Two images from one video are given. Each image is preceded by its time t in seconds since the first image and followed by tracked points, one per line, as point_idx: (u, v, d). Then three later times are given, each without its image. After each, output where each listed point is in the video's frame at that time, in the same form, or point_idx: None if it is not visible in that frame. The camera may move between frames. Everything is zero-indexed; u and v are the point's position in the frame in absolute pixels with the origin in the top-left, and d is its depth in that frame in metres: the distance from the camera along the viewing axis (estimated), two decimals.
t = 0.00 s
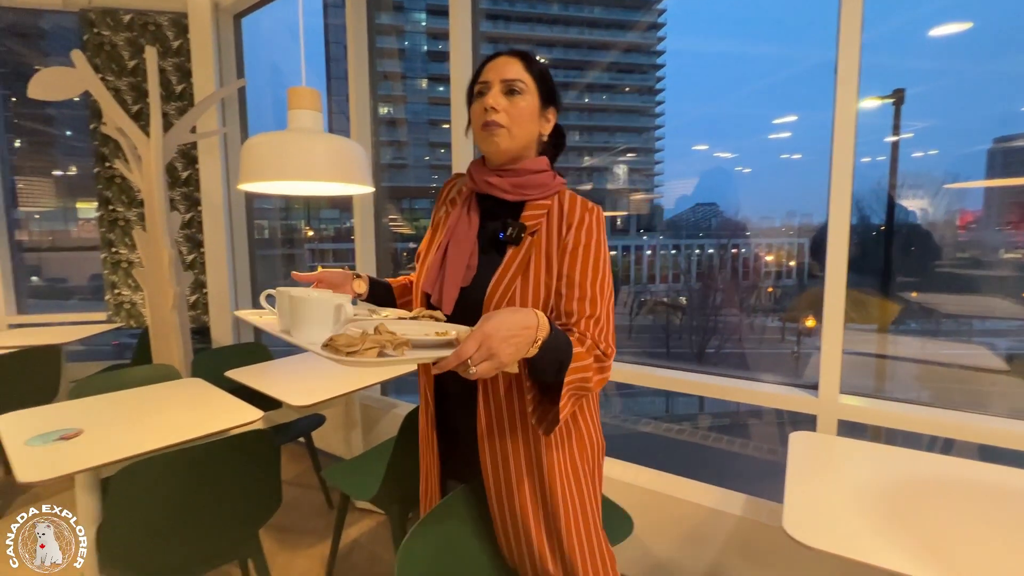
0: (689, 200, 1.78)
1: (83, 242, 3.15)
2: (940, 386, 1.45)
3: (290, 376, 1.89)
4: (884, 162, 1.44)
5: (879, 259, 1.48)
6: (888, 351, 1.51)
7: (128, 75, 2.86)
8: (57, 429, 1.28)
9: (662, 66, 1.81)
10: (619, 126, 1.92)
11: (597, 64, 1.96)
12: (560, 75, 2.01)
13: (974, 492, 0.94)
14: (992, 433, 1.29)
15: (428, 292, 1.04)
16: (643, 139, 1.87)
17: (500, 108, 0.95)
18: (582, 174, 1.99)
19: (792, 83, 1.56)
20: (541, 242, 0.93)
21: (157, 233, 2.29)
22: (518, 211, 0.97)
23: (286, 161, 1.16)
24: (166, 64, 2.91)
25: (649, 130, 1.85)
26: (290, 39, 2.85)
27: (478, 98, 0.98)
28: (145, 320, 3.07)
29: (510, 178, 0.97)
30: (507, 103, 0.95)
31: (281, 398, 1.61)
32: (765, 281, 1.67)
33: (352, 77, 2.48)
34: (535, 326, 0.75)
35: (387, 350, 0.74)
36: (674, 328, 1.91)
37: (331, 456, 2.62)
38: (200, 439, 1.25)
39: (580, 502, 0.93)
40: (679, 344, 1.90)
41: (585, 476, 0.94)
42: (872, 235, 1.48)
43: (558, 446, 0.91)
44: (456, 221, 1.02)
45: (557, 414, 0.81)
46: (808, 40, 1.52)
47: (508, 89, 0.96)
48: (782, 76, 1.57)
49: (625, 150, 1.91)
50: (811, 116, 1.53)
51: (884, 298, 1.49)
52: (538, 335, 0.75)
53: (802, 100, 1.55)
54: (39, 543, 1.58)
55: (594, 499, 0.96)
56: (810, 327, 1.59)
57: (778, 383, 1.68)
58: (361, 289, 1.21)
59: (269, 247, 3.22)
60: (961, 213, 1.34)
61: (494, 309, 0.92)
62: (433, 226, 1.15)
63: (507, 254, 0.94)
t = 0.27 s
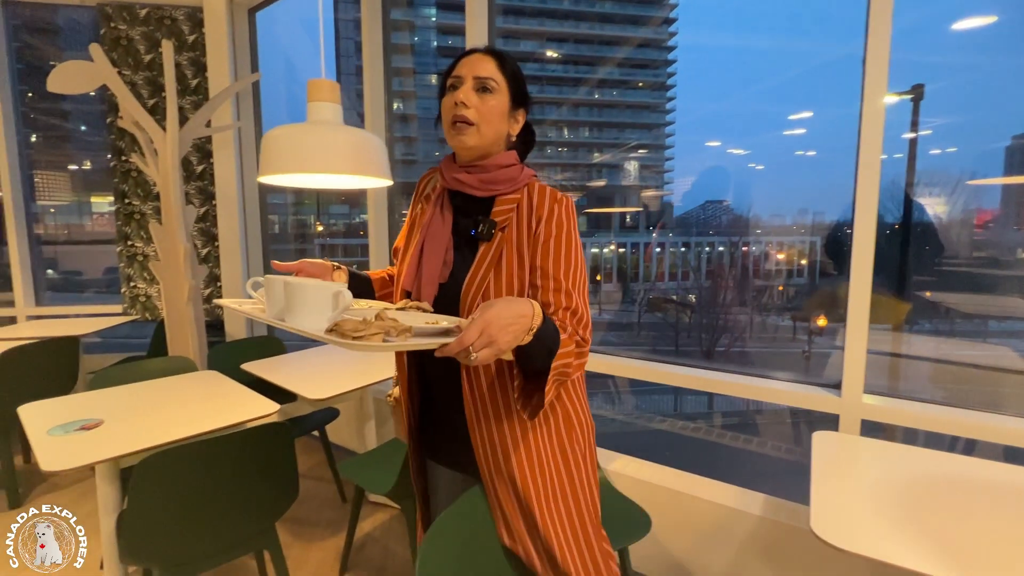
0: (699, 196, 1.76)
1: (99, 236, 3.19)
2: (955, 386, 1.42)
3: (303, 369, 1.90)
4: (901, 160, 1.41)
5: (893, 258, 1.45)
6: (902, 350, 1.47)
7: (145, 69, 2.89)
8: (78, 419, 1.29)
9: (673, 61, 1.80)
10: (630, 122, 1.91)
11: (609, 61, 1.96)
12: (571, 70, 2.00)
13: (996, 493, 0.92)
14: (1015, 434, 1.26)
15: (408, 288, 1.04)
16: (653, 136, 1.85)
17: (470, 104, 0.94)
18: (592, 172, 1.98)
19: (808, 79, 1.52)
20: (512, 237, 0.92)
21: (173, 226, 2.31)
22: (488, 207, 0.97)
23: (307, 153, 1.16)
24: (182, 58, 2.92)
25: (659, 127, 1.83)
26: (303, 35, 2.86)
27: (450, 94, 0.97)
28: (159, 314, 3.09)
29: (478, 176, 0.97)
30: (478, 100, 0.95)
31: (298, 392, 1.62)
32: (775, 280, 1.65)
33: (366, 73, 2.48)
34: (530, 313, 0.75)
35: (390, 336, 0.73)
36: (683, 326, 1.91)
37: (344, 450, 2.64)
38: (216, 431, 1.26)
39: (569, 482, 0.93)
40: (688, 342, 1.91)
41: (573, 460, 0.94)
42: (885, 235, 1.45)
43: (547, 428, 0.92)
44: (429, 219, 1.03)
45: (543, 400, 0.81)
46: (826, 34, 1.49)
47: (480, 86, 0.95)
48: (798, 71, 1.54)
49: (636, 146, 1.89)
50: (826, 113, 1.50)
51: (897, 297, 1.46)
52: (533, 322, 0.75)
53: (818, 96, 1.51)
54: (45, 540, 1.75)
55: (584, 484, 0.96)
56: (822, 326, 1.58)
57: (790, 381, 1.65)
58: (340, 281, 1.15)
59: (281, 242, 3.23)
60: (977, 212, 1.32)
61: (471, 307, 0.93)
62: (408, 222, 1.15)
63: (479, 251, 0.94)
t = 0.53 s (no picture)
0: (701, 197, 1.74)
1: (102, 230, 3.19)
2: (959, 389, 1.40)
3: (308, 366, 1.89)
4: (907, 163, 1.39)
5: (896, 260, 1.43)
6: (907, 352, 1.45)
7: (151, 63, 2.88)
8: (86, 415, 1.28)
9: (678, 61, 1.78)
10: (633, 121, 1.89)
11: (616, 60, 1.92)
12: (577, 69, 1.99)
13: (1011, 502, 0.90)
14: None
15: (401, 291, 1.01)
16: (657, 135, 1.83)
17: (458, 107, 0.92)
18: (595, 171, 1.96)
19: (816, 79, 1.50)
20: (503, 237, 0.90)
21: (180, 221, 2.30)
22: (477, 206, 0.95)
23: (324, 148, 1.14)
24: (189, 52, 2.91)
25: (665, 126, 1.81)
26: (310, 31, 2.84)
27: (436, 95, 0.95)
28: (165, 309, 3.10)
29: (468, 177, 0.95)
30: (465, 103, 0.93)
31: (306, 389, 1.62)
32: (777, 281, 1.62)
33: (377, 68, 2.46)
34: (539, 307, 0.75)
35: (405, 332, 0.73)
36: (685, 326, 1.87)
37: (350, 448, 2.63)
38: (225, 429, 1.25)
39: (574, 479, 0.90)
40: (690, 342, 1.87)
41: (575, 456, 0.91)
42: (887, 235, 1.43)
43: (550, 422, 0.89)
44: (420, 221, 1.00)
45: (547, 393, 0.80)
46: (837, 33, 1.46)
47: (467, 88, 0.94)
48: (810, 71, 1.51)
49: (641, 145, 1.87)
50: (835, 113, 1.48)
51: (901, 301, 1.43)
52: (541, 316, 0.75)
53: (828, 96, 1.49)
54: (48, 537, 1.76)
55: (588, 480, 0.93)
56: (824, 328, 1.57)
57: (794, 382, 1.65)
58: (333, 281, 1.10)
59: (288, 237, 3.21)
60: (982, 215, 1.30)
61: (466, 308, 0.91)
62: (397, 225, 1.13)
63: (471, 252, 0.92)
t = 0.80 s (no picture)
0: (699, 199, 1.73)
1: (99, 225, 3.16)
2: (954, 395, 1.39)
3: (309, 366, 1.86)
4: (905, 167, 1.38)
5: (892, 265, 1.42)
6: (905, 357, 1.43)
7: (152, 56, 2.85)
8: (82, 414, 1.25)
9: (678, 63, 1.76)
10: (633, 124, 1.87)
11: (619, 62, 1.90)
12: (580, 70, 1.97)
13: None
14: None
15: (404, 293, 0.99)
16: (657, 138, 1.81)
17: (460, 107, 0.90)
18: (594, 172, 1.94)
19: (821, 83, 1.49)
20: (507, 237, 0.88)
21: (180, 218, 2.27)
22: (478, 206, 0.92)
23: (333, 143, 1.12)
24: (191, 46, 2.88)
25: (662, 129, 1.80)
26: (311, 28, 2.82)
27: (438, 94, 0.93)
28: (162, 306, 3.06)
29: (468, 177, 0.92)
30: (467, 103, 0.91)
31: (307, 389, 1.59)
32: (775, 285, 1.62)
33: (382, 65, 2.42)
34: (562, 310, 0.75)
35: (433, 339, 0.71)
36: (682, 329, 1.85)
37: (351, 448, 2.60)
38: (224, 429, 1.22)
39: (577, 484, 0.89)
40: (687, 344, 1.85)
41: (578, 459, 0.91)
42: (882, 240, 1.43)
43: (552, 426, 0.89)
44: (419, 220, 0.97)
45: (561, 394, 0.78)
46: (842, 36, 1.45)
47: (469, 87, 0.92)
48: (815, 73, 1.49)
49: (642, 147, 1.84)
50: (838, 117, 1.46)
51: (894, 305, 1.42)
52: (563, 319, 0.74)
53: (832, 99, 1.47)
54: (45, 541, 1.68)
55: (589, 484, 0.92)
56: (821, 331, 1.56)
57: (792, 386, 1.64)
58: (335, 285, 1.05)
59: (289, 235, 3.18)
60: (978, 222, 1.30)
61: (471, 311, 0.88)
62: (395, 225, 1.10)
63: (476, 253, 0.89)
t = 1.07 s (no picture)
0: (700, 203, 1.71)
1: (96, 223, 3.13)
2: (948, 401, 1.39)
3: (311, 367, 1.84)
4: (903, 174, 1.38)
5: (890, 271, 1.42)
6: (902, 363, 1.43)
7: (155, 52, 2.83)
8: (82, 415, 1.23)
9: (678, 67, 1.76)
10: (632, 127, 1.86)
11: (621, 66, 1.89)
12: (583, 75, 1.95)
13: None
14: None
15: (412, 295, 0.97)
16: (656, 142, 1.81)
17: (470, 103, 0.88)
18: (593, 175, 1.93)
19: (823, 89, 1.48)
20: (519, 240, 0.87)
21: (181, 215, 2.25)
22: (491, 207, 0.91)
23: (345, 143, 1.11)
24: (195, 42, 2.87)
25: (660, 133, 1.80)
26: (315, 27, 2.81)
27: (448, 93, 0.92)
28: (160, 304, 3.04)
29: (481, 177, 0.90)
30: (478, 100, 0.89)
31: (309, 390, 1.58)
32: (773, 290, 1.61)
33: (389, 64, 2.41)
34: (596, 318, 0.74)
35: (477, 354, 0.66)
36: (679, 333, 1.84)
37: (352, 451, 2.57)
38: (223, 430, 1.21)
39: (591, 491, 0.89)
40: (684, 348, 1.84)
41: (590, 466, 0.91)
42: (879, 248, 1.43)
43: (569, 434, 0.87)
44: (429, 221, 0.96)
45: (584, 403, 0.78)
46: (845, 43, 1.44)
47: (479, 85, 0.90)
48: (814, 81, 1.49)
49: (642, 151, 1.84)
50: (839, 123, 1.45)
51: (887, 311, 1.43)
52: (598, 328, 0.74)
53: (832, 106, 1.47)
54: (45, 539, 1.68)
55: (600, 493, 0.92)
56: (817, 337, 1.57)
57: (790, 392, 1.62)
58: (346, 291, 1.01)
59: (290, 234, 3.16)
60: (973, 230, 1.30)
61: (482, 314, 0.87)
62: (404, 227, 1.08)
63: (487, 255, 0.88)
